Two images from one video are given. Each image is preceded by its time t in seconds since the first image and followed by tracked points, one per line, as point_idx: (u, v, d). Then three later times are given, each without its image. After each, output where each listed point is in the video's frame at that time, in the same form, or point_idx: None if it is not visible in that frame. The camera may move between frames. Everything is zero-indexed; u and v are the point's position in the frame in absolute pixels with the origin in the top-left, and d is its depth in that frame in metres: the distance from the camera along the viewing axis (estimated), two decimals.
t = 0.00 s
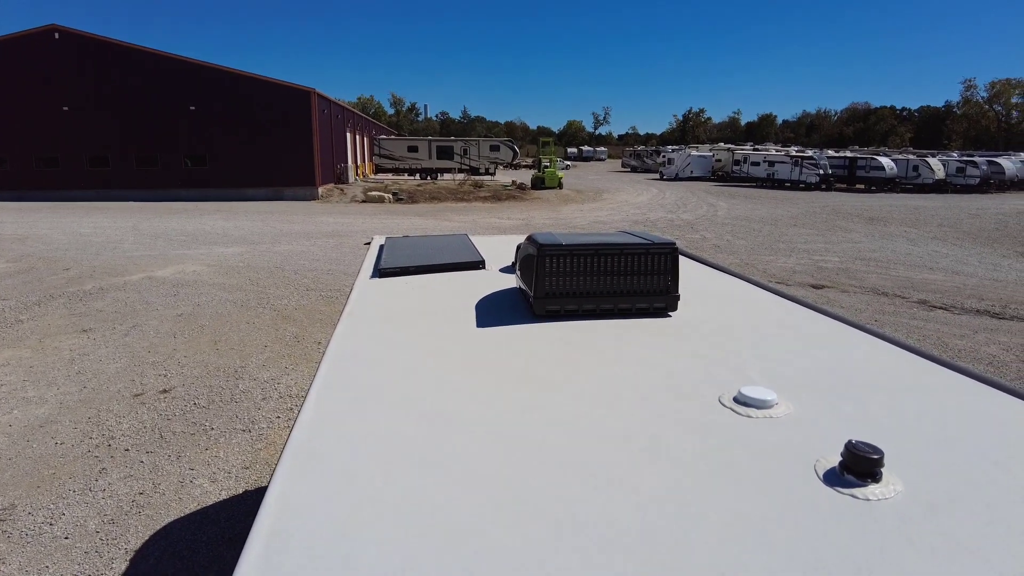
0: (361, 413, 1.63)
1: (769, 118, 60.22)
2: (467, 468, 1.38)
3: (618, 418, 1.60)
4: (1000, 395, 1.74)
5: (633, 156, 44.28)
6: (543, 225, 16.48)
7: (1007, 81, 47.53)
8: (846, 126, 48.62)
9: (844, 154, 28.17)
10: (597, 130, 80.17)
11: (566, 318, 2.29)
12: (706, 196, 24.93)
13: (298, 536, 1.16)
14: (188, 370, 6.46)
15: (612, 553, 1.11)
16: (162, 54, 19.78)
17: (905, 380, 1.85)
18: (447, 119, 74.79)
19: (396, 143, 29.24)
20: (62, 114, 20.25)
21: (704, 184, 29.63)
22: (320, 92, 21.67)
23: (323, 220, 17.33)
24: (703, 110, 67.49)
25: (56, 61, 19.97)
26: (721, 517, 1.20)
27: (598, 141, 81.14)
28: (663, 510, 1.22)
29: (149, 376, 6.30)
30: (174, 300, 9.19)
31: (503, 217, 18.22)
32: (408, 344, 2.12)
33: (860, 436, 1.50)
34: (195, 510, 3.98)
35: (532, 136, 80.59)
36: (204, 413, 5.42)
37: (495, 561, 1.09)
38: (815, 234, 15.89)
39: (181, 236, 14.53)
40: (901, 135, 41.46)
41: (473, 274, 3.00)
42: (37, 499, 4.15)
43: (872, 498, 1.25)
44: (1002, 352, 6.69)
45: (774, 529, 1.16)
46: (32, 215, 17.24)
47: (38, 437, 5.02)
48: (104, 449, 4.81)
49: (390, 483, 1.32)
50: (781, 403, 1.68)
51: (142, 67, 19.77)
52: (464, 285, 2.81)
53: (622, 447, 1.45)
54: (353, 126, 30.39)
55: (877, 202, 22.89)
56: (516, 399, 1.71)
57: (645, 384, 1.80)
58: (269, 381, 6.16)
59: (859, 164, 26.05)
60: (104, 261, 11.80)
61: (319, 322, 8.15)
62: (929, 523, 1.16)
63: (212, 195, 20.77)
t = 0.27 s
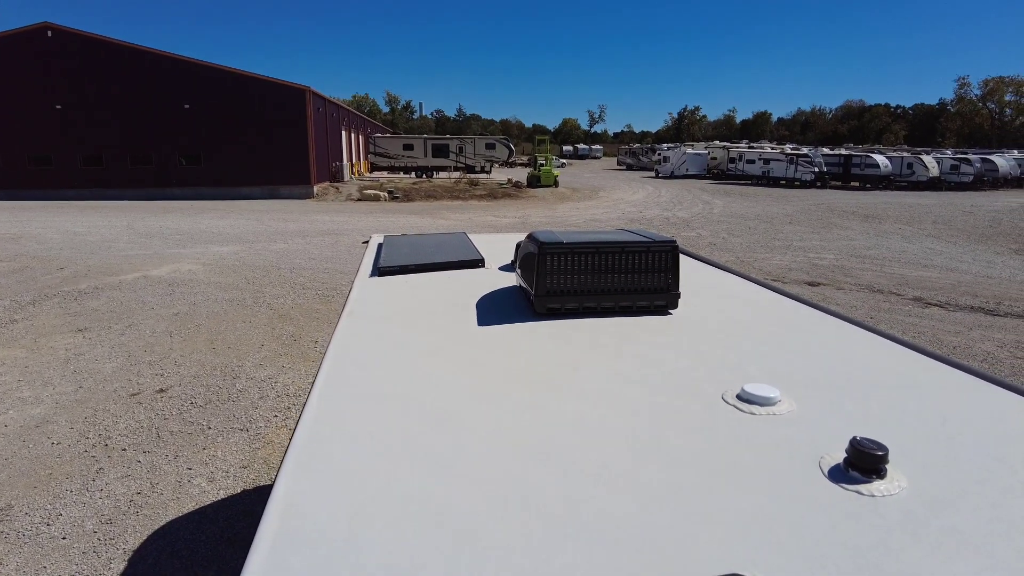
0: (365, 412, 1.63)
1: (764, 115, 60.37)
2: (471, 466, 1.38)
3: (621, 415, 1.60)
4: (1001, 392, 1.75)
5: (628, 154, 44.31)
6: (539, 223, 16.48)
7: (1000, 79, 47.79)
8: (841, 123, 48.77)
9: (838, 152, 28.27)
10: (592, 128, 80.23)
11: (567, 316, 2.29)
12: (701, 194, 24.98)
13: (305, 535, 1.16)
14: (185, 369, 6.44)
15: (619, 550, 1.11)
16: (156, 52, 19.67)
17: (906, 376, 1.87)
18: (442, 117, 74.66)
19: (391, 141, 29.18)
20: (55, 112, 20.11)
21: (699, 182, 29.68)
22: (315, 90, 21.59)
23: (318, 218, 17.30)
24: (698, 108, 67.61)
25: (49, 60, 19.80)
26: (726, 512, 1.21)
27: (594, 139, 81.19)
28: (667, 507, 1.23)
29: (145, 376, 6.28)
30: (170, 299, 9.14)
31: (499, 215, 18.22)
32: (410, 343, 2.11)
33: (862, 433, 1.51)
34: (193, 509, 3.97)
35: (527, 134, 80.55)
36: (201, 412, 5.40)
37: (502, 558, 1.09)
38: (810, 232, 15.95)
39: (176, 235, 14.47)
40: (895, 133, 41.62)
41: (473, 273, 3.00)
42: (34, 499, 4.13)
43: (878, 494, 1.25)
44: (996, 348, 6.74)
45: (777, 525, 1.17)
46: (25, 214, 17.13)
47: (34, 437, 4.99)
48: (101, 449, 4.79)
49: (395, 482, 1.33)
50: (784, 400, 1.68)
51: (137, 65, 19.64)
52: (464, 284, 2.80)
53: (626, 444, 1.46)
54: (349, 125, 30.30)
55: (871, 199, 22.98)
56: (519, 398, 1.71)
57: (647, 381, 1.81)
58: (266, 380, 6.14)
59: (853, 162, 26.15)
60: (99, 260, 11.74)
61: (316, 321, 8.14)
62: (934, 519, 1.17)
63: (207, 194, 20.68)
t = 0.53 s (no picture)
0: (366, 409, 1.62)
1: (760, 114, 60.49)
2: (474, 463, 1.37)
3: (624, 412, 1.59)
4: (1003, 387, 1.75)
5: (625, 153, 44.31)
6: (536, 221, 16.47)
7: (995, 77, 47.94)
8: (837, 122, 48.85)
9: (834, 150, 28.32)
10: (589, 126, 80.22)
11: (568, 312, 2.28)
12: (698, 192, 25.00)
13: (308, 533, 1.15)
14: (181, 367, 6.41)
15: (623, 546, 1.11)
16: (151, 49, 19.57)
17: (907, 371, 1.87)
18: (438, 115, 74.53)
19: (387, 138, 29.11)
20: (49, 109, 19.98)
21: (695, 180, 29.71)
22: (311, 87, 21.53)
23: (314, 216, 17.24)
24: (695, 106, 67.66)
25: (43, 56, 19.68)
26: (731, 508, 1.20)
27: (590, 137, 81.18)
28: (672, 503, 1.22)
29: (141, 373, 6.25)
30: (165, 297, 9.10)
31: (495, 213, 18.20)
32: (410, 339, 2.10)
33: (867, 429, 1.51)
34: (190, 507, 3.95)
35: (524, 132, 80.48)
36: (198, 410, 5.38)
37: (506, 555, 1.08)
38: (806, 230, 15.98)
39: (171, 233, 14.41)
40: (891, 131, 41.70)
41: (472, 269, 2.98)
42: (30, 497, 4.11)
43: (884, 489, 1.25)
44: (992, 346, 6.76)
45: (784, 521, 1.16)
46: (19, 211, 17.03)
47: (29, 435, 4.96)
48: (97, 447, 4.76)
49: (397, 479, 1.31)
50: (787, 396, 1.68)
51: (132, 62, 19.52)
52: (463, 281, 2.79)
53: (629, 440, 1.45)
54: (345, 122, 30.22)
55: (867, 198, 23.04)
56: (520, 394, 1.70)
57: (649, 378, 1.80)
58: (263, 378, 6.12)
59: (849, 160, 26.20)
60: (93, 258, 11.68)
61: (312, 319, 8.11)
62: (940, 514, 1.17)
63: (203, 191, 20.60)
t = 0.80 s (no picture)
0: (364, 405, 1.62)
1: (755, 112, 60.59)
2: (472, 460, 1.37)
3: (621, 409, 1.59)
4: (1000, 384, 1.75)
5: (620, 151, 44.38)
6: (532, 219, 16.47)
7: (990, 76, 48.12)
8: (832, 120, 48.96)
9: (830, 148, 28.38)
10: (585, 125, 80.31)
11: (566, 309, 2.28)
12: (693, 190, 25.03)
13: (304, 530, 1.15)
14: (177, 365, 6.39)
15: (622, 544, 1.11)
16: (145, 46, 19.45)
17: (905, 368, 1.87)
18: (434, 112, 74.45)
19: (383, 136, 29.04)
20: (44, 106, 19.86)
21: (691, 178, 29.75)
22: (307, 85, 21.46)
23: (310, 214, 17.19)
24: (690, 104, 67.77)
25: (37, 53, 19.59)
26: (729, 505, 1.20)
27: (587, 135, 81.36)
28: (671, 501, 1.22)
29: (136, 371, 6.23)
30: (161, 295, 9.07)
31: (491, 211, 18.19)
32: (405, 336, 2.10)
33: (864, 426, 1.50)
34: (185, 506, 3.94)
35: (520, 130, 80.46)
36: (194, 408, 5.37)
37: (505, 554, 1.08)
38: (802, 228, 16.01)
39: (167, 231, 14.36)
40: (886, 130, 41.85)
41: (469, 267, 2.98)
42: (25, 496, 4.09)
43: (880, 485, 1.26)
44: (986, 343, 6.79)
45: (782, 518, 1.16)
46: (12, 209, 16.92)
47: (24, 434, 4.94)
48: (92, 445, 4.75)
49: (394, 476, 1.31)
50: (784, 392, 1.68)
51: (126, 59, 19.43)
52: (460, 278, 2.79)
53: (628, 438, 1.45)
54: (340, 120, 30.14)
55: (863, 196, 23.10)
56: (518, 392, 1.70)
57: (648, 375, 1.79)
58: (259, 376, 6.11)
59: (845, 158, 26.26)
60: (88, 255, 11.62)
61: (308, 316, 8.10)
62: (937, 510, 1.17)
63: (198, 189, 20.51)
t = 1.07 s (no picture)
0: (359, 405, 1.62)
1: (750, 111, 60.70)
2: (467, 459, 1.37)
3: (616, 408, 1.59)
4: (994, 383, 1.76)
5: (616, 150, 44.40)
6: (528, 218, 16.47)
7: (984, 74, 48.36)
8: (827, 118, 49.08)
9: (825, 147, 28.46)
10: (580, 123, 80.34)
11: (561, 309, 2.27)
12: (689, 188, 25.07)
13: (298, 529, 1.15)
14: (172, 365, 6.37)
15: (617, 544, 1.10)
16: (139, 44, 19.34)
17: (899, 367, 1.88)
18: (430, 110, 74.34)
19: (379, 135, 28.98)
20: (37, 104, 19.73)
21: (687, 177, 29.80)
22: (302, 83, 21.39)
23: (306, 213, 17.14)
24: (686, 103, 67.87)
25: (30, 52, 19.45)
26: (724, 506, 1.20)
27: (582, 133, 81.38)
28: (667, 501, 1.21)
29: (131, 371, 6.20)
30: (155, 295, 9.03)
31: (487, 210, 18.17)
32: (401, 336, 2.09)
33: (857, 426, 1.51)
34: (180, 505, 3.93)
35: (516, 129, 80.41)
36: (188, 408, 5.35)
37: (500, 553, 1.08)
38: (797, 226, 16.06)
39: (161, 230, 14.30)
40: (881, 128, 41.96)
41: (464, 266, 2.97)
42: (18, 497, 4.07)
43: (874, 485, 1.26)
44: (980, 341, 6.83)
45: (777, 517, 1.16)
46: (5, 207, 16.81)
47: (17, 434, 4.91)
48: (86, 445, 4.72)
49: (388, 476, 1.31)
50: (777, 392, 1.68)
51: (120, 58, 19.32)
52: (454, 278, 2.78)
53: (623, 436, 1.45)
54: (336, 118, 30.05)
55: (857, 194, 23.18)
56: (511, 391, 1.70)
57: (642, 376, 1.79)
58: (254, 375, 6.09)
59: (840, 157, 26.34)
60: (82, 255, 11.56)
61: (303, 316, 8.08)
62: (930, 509, 1.17)
63: (193, 187, 20.43)
